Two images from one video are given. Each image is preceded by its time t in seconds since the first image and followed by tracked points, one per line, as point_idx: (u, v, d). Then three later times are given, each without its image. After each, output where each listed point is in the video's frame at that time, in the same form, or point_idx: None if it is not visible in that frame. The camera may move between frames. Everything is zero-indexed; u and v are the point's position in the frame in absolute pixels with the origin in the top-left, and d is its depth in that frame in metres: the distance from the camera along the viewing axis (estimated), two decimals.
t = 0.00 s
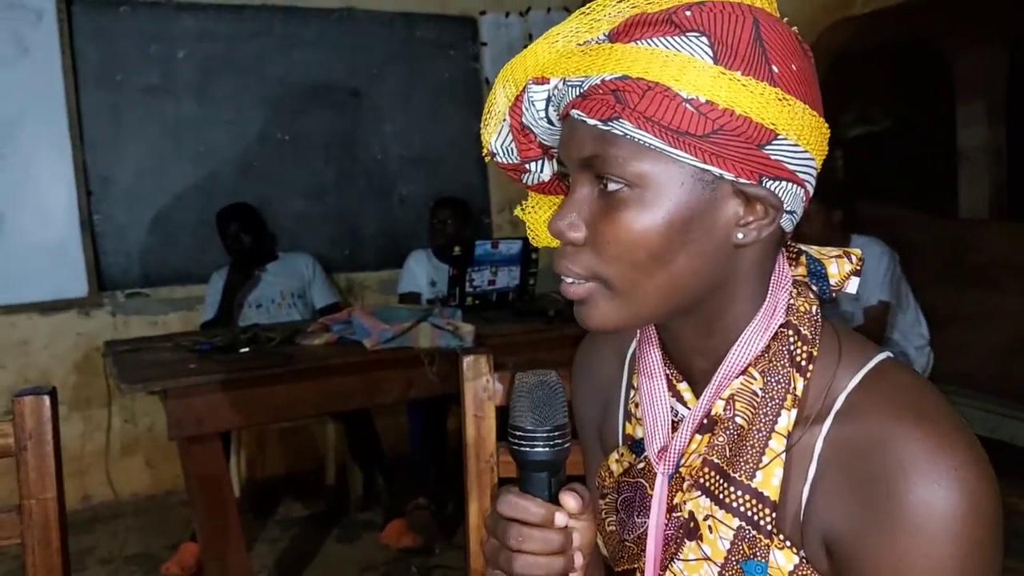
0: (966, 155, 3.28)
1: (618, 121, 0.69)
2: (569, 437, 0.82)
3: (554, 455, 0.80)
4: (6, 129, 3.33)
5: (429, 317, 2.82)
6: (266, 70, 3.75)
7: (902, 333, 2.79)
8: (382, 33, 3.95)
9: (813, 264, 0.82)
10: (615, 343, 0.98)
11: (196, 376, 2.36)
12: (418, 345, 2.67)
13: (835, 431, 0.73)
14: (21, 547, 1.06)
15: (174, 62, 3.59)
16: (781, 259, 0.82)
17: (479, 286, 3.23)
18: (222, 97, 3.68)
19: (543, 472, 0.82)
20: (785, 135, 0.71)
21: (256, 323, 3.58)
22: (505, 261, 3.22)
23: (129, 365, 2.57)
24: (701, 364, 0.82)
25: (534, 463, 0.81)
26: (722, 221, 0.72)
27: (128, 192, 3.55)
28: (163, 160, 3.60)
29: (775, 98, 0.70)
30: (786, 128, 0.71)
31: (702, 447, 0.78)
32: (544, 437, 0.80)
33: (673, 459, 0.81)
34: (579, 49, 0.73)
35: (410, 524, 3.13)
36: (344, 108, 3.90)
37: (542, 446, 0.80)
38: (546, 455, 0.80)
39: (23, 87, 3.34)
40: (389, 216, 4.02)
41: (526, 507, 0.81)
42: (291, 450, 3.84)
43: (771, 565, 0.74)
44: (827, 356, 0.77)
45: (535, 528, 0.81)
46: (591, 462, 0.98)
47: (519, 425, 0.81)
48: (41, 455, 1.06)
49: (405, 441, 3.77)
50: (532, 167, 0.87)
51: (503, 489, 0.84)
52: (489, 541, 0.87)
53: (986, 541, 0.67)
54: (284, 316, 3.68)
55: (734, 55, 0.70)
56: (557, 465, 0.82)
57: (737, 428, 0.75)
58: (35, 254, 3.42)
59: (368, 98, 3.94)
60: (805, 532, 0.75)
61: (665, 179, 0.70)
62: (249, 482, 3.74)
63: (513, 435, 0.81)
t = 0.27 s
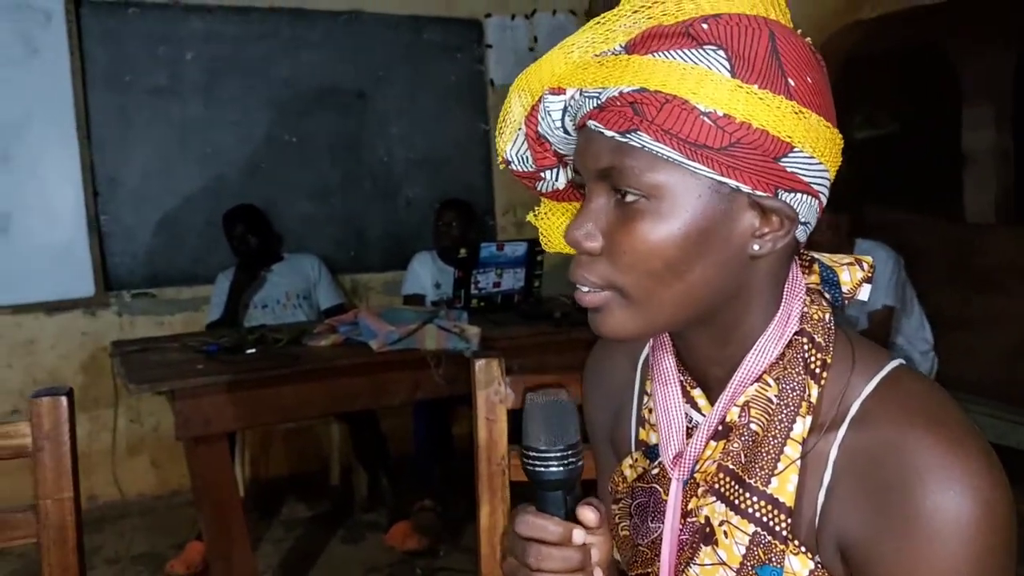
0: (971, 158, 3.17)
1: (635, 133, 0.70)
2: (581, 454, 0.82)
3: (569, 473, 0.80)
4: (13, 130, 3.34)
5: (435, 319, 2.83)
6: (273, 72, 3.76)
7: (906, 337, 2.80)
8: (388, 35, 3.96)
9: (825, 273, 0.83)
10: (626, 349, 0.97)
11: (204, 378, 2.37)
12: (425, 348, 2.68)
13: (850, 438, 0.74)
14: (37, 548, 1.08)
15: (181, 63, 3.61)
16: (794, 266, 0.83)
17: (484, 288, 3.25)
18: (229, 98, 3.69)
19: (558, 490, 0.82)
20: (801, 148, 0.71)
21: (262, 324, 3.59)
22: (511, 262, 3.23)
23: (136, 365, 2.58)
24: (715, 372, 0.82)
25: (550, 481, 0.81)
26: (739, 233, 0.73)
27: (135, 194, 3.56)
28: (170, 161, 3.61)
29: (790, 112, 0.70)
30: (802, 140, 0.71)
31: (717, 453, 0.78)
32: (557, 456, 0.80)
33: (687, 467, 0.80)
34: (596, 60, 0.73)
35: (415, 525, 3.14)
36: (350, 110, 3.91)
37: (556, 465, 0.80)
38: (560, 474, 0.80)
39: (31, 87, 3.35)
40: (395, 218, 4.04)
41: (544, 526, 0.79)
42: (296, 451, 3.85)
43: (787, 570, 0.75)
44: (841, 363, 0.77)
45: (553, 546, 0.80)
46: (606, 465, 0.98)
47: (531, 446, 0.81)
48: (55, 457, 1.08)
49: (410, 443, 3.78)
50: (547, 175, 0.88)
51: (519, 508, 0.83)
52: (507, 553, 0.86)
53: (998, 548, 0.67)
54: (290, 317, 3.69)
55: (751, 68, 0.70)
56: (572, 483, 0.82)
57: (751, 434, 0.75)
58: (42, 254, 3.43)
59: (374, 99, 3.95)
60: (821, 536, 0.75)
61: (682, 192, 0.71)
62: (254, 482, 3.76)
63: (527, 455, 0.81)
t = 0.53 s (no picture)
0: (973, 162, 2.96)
1: (669, 149, 0.69)
2: (596, 459, 0.80)
3: (590, 476, 0.77)
4: (23, 132, 3.37)
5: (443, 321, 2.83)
6: (280, 74, 3.78)
7: (911, 342, 2.81)
8: (395, 39, 3.98)
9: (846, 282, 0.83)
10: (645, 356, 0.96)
11: (214, 379, 2.39)
12: (433, 350, 2.70)
13: (872, 444, 0.74)
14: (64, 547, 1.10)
15: (189, 66, 3.62)
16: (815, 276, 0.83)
17: (491, 291, 3.27)
18: (237, 101, 3.71)
19: (583, 496, 0.78)
20: (832, 168, 0.70)
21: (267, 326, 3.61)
22: (517, 266, 3.25)
23: (146, 367, 2.60)
24: (738, 381, 0.82)
25: (573, 487, 0.77)
26: (768, 247, 0.72)
27: (144, 196, 3.58)
28: (178, 163, 3.63)
29: (823, 132, 0.69)
30: (833, 160, 0.70)
31: (739, 459, 0.78)
32: (575, 459, 0.77)
33: (710, 472, 0.80)
34: (629, 72, 0.72)
35: (422, 528, 3.15)
36: (357, 113, 3.92)
37: (575, 469, 0.77)
38: (582, 477, 0.77)
39: (41, 90, 3.38)
40: (401, 221, 4.05)
41: (572, 529, 0.75)
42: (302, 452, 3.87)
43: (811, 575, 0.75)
44: (861, 372, 0.78)
45: (586, 552, 0.75)
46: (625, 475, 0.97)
47: (549, 456, 0.79)
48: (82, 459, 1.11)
49: (415, 445, 3.80)
50: (573, 181, 0.87)
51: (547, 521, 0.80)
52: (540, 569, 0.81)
53: (1016, 554, 0.68)
54: (296, 319, 3.70)
55: (786, 87, 0.69)
56: (594, 488, 0.79)
57: (774, 441, 0.75)
58: (51, 256, 3.45)
59: (380, 103, 3.97)
60: (844, 542, 0.75)
61: (714, 207, 0.70)
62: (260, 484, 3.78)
63: (545, 465, 0.79)
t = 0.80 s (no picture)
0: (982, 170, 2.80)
1: (720, 163, 0.70)
2: (633, 452, 0.81)
3: (628, 472, 0.79)
4: (39, 134, 3.39)
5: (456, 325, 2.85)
6: (293, 79, 3.81)
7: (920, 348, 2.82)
8: (407, 44, 4.01)
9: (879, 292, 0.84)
10: (677, 362, 0.97)
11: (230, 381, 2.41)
12: (446, 353, 2.72)
13: (908, 449, 0.75)
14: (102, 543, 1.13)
15: (202, 70, 3.65)
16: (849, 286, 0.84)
17: (501, 294, 3.28)
18: (250, 105, 3.74)
19: (621, 491, 0.79)
20: (874, 184, 0.72)
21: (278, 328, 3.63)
22: (527, 270, 3.27)
23: (162, 368, 2.62)
24: (776, 388, 0.81)
25: (611, 482, 0.79)
26: (812, 260, 0.73)
27: (156, 198, 3.60)
28: (192, 166, 3.65)
29: (867, 149, 0.71)
30: (875, 176, 0.72)
31: (776, 464, 0.79)
32: (614, 456, 0.79)
33: (747, 475, 0.81)
34: (679, 87, 0.72)
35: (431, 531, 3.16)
36: (368, 117, 3.95)
37: (614, 464, 0.79)
38: (620, 473, 0.79)
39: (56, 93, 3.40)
40: (410, 225, 4.08)
41: (612, 522, 0.76)
42: (311, 455, 3.89)
43: None
44: (895, 379, 0.79)
45: (622, 543, 0.76)
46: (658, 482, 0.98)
47: (588, 450, 0.81)
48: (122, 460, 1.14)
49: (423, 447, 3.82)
50: (617, 191, 0.86)
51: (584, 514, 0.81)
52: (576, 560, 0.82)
53: None
54: (306, 321, 3.73)
55: (833, 106, 0.70)
56: (631, 482, 0.80)
57: (811, 446, 0.77)
58: (64, 257, 3.48)
59: (391, 107, 3.99)
60: (879, 545, 0.76)
61: (760, 220, 0.70)
62: (271, 485, 3.81)
63: (585, 461, 0.80)
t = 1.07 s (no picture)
0: (983, 177, 2.76)
1: (759, 171, 0.73)
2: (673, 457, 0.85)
3: (668, 472, 0.83)
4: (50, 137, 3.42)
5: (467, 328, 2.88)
6: (302, 83, 3.84)
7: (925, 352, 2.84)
8: (415, 49, 4.04)
9: (906, 297, 0.87)
10: (704, 362, 0.99)
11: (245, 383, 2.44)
12: (457, 357, 2.76)
13: (934, 446, 0.76)
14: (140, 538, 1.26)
15: (213, 73, 3.68)
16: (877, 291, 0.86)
17: (510, 298, 3.30)
18: (260, 108, 3.77)
19: (660, 490, 0.83)
20: (906, 194, 0.75)
21: (287, 331, 3.66)
22: (536, 274, 3.30)
23: (177, 370, 2.65)
24: (803, 388, 0.83)
25: (651, 482, 0.83)
26: (846, 265, 0.76)
27: (166, 201, 3.63)
28: (202, 169, 3.68)
29: (900, 159, 0.74)
30: (907, 187, 0.75)
31: (806, 460, 0.81)
32: (656, 457, 0.82)
33: (778, 472, 0.83)
34: (719, 98, 0.75)
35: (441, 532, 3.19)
36: (377, 121, 3.98)
37: (656, 466, 0.82)
38: (661, 473, 0.82)
39: (68, 97, 3.43)
40: (418, 229, 4.11)
41: (652, 520, 0.80)
42: (320, 456, 3.92)
43: (874, 568, 0.78)
44: (921, 382, 0.80)
45: (661, 539, 0.80)
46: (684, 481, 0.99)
47: (631, 448, 0.83)
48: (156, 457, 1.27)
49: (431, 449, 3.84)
50: (655, 197, 0.88)
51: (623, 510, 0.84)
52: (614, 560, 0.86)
53: None
54: (315, 324, 3.75)
55: (868, 118, 0.73)
56: (670, 484, 0.84)
57: (840, 444, 0.79)
58: (75, 259, 3.50)
59: (400, 112, 4.02)
60: (906, 539, 0.77)
61: (797, 227, 0.73)
62: (280, 486, 3.84)
63: (627, 460, 0.83)
